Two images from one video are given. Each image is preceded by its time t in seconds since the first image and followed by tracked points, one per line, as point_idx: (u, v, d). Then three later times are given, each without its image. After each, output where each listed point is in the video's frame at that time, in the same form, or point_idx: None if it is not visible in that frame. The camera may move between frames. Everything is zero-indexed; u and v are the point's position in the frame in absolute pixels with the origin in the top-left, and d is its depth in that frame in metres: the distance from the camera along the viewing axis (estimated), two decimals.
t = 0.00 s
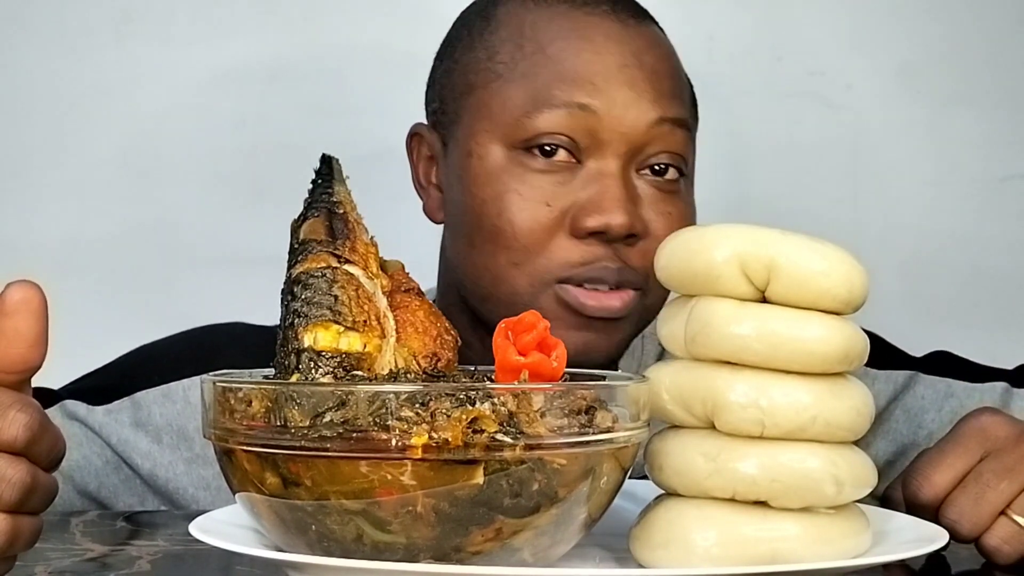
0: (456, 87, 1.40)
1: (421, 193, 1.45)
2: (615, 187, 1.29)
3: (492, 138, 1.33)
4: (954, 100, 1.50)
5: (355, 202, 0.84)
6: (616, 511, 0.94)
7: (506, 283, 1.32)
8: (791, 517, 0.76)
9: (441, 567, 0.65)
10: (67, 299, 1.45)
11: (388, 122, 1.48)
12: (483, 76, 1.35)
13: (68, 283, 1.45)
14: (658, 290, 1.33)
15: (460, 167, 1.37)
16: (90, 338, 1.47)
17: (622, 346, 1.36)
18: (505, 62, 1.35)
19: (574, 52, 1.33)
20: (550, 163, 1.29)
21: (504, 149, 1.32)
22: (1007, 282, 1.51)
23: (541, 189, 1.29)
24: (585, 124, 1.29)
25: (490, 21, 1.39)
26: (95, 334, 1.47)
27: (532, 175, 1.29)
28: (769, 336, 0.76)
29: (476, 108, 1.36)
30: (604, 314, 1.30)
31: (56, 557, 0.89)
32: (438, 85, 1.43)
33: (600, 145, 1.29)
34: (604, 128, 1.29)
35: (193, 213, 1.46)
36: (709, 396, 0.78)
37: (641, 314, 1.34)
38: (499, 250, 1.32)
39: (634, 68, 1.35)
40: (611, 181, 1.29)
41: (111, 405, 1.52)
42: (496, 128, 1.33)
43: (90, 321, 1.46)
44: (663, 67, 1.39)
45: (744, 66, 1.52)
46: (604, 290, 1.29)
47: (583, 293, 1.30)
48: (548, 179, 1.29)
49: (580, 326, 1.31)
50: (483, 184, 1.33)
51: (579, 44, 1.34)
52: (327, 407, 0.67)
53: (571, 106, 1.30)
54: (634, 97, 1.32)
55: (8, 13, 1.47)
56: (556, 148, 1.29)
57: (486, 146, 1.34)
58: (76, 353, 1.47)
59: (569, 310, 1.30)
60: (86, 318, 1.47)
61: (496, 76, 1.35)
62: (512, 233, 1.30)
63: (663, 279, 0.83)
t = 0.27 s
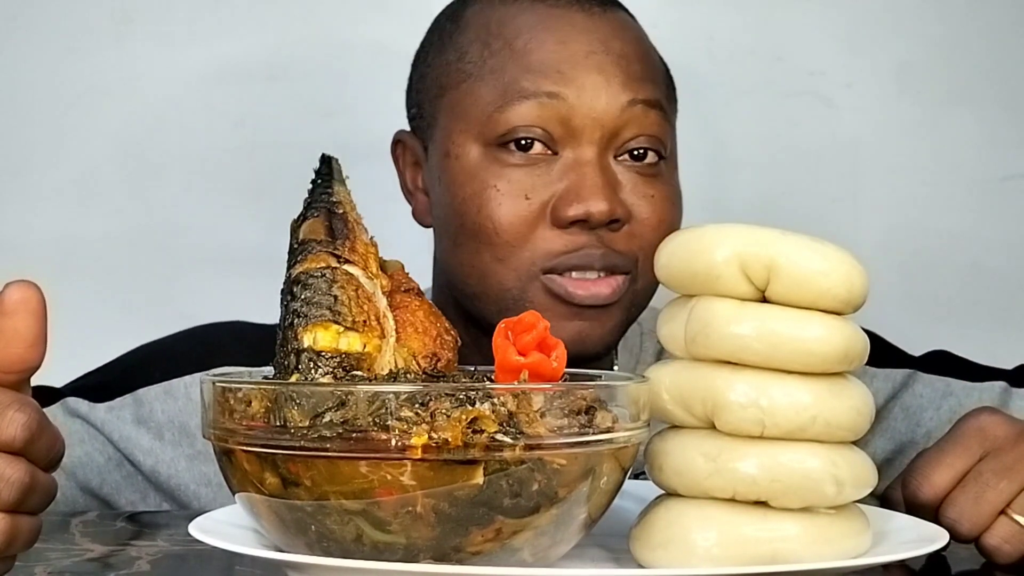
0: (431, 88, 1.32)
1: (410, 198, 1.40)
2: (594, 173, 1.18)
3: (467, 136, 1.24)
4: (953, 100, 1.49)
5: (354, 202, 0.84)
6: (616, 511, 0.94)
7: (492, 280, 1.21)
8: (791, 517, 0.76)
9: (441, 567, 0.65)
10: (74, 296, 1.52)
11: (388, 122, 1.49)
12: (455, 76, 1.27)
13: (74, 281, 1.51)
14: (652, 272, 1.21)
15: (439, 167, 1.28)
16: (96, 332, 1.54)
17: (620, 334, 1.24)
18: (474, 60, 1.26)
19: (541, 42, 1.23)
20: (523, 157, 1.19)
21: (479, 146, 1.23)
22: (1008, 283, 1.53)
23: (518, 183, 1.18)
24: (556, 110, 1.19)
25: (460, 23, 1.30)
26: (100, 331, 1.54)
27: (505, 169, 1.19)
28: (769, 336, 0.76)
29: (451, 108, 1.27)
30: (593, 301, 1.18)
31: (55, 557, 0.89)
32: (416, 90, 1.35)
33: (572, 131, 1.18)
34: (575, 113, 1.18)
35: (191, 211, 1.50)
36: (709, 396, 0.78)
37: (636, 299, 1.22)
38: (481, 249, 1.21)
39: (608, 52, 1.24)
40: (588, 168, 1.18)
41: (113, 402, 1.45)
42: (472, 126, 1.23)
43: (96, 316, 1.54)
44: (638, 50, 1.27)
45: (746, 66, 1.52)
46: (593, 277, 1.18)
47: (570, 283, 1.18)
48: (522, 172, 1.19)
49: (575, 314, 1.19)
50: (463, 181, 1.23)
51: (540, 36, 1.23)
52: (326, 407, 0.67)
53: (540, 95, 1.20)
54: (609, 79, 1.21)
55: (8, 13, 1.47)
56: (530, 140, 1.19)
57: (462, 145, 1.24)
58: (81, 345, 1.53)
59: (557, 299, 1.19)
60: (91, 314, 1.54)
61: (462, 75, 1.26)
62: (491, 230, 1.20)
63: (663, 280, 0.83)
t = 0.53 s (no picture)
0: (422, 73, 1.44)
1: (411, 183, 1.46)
2: (530, 154, 1.44)
3: (427, 118, 1.45)
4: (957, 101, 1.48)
5: (354, 202, 0.84)
6: (616, 511, 0.94)
7: (436, 261, 1.48)
8: (791, 517, 0.76)
9: (441, 567, 0.65)
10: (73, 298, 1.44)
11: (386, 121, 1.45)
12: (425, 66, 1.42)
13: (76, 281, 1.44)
14: (590, 263, 1.47)
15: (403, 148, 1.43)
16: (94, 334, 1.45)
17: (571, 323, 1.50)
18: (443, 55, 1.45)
19: (511, 29, 1.45)
20: (472, 143, 1.44)
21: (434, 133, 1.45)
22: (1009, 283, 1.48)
23: (462, 165, 1.45)
24: (504, 107, 1.44)
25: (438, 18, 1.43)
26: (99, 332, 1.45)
27: (456, 153, 1.45)
28: (769, 336, 0.76)
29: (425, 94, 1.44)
30: (518, 289, 1.49)
31: (55, 557, 0.89)
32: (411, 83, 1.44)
33: (514, 119, 1.43)
34: (520, 109, 1.43)
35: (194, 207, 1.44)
36: (709, 396, 0.77)
37: (574, 289, 1.49)
38: (428, 226, 1.46)
39: (563, 51, 1.44)
40: (528, 148, 1.44)
41: (113, 402, 1.52)
42: (434, 112, 1.45)
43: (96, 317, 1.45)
44: (599, 38, 1.45)
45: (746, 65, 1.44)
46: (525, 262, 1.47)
47: (494, 266, 1.49)
48: (472, 154, 1.45)
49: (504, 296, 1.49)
50: (421, 164, 1.46)
51: (509, 24, 1.45)
52: (326, 408, 0.67)
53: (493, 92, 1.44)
54: (555, 80, 1.44)
55: (8, 12, 1.46)
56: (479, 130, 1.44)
57: (421, 131, 1.45)
58: (83, 344, 1.45)
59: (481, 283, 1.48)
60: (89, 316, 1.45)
61: (429, 68, 1.44)
62: (440, 208, 1.46)
63: (663, 279, 0.83)
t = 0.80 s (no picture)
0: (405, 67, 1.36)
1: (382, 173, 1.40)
2: (470, 123, 1.20)
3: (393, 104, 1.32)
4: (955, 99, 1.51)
5: (354, 202, 0.84)
6: (615, 511, 0.94)
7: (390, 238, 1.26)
8: (791, 517, 0.76)
9: (441, 567, 0.65)
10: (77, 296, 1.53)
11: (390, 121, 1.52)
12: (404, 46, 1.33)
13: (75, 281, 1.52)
14: (525, 234, 1.21)
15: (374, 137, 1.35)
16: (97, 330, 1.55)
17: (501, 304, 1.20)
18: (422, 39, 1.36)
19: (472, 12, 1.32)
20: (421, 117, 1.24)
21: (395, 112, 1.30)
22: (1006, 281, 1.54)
23: (403, 141, 1.24)
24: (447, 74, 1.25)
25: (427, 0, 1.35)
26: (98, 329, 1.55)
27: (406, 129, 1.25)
28: (769, 336, 0.76)
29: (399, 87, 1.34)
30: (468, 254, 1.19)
31: (55, 557, 0.89)
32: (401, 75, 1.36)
33: (457, 91, 1.23)
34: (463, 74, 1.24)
35: (192, 213, 1.53)
36: (709, 395, 0.78)
37: (508, 264, 1.20)
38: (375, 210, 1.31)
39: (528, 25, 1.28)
40: (466, 117, 1.21)
41: (111, 402, 1.48)
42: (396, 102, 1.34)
43: (97, 313, 1.54)
44: (549, 14, 1.31)
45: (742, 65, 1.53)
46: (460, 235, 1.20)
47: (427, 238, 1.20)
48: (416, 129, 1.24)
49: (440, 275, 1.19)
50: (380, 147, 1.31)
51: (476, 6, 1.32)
52: (326, 407, 0.67)
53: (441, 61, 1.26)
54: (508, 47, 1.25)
55: (8, 12, 1.49)
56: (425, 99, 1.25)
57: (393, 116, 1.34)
58: (86, 340, 1.54)
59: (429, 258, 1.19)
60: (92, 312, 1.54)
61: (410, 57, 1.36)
62: (386, 187, 1.25)
63: (663, 279, 0.83)
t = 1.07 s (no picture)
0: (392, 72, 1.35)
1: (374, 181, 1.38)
2: (462, 130, 1.19)
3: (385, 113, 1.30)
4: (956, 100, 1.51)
5: (354, 202, 0.84)
6: (615, 511, 0.94)
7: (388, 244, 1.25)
8: (791, 518, 0.76)
9: (441, 567, 0.65)
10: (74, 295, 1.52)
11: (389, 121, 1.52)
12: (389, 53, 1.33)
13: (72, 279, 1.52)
14: (522, 235, 1.20)
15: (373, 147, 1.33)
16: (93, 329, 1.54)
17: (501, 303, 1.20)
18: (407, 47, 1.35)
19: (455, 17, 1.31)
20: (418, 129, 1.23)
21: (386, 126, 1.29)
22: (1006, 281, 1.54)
23: (400, 149, 1.23)
24: (437, 85, 1.24)
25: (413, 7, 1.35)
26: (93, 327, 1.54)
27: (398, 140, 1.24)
28: (769, 336, 0.76)
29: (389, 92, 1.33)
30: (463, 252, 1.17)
31: (55, 557, 0.89)
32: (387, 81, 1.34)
33: (449, 99, 1.22)
34: (453, 83, 1.23)
35: (187, 214, 1.53)
36: (709, 395, 0.77)
37: (507, 264, 1.19)
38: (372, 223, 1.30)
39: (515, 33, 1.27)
40: (459, 125, 1.20)
41: (108, 403, 1.46)
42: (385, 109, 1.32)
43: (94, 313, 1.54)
44: (536, 18, 1.30)
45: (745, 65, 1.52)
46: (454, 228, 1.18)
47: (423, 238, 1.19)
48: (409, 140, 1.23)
49: (440, 275, 1.18)
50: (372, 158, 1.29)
51: (463, 13, 1.30)
52: (326, 407, 0.67)
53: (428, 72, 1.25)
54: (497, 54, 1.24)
55: (8, 12, 1.49)
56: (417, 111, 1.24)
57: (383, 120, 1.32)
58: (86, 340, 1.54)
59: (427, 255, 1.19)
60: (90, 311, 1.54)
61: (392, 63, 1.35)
62: (383, 196, 1.24)
63: (663, 279, 0.83)
